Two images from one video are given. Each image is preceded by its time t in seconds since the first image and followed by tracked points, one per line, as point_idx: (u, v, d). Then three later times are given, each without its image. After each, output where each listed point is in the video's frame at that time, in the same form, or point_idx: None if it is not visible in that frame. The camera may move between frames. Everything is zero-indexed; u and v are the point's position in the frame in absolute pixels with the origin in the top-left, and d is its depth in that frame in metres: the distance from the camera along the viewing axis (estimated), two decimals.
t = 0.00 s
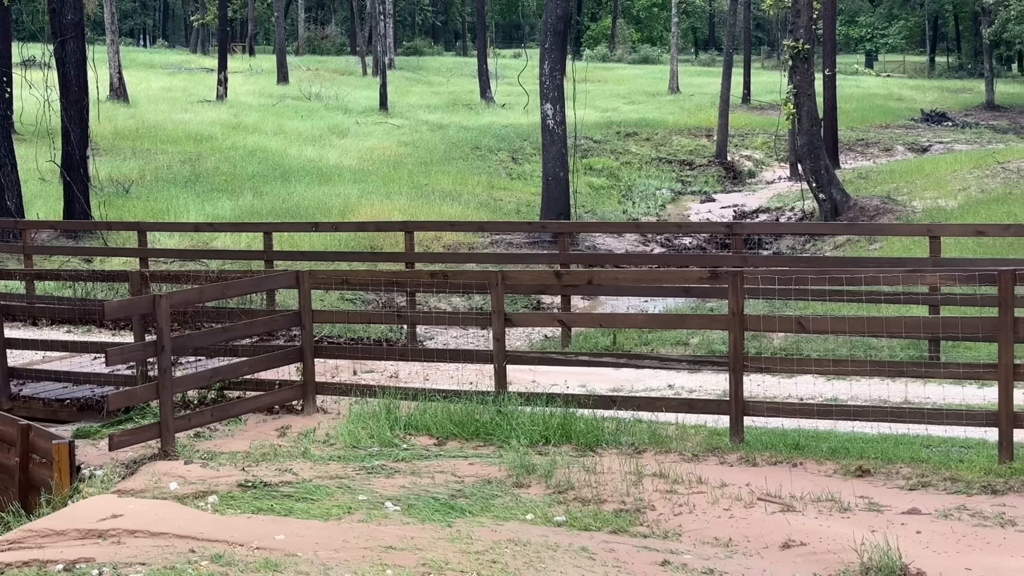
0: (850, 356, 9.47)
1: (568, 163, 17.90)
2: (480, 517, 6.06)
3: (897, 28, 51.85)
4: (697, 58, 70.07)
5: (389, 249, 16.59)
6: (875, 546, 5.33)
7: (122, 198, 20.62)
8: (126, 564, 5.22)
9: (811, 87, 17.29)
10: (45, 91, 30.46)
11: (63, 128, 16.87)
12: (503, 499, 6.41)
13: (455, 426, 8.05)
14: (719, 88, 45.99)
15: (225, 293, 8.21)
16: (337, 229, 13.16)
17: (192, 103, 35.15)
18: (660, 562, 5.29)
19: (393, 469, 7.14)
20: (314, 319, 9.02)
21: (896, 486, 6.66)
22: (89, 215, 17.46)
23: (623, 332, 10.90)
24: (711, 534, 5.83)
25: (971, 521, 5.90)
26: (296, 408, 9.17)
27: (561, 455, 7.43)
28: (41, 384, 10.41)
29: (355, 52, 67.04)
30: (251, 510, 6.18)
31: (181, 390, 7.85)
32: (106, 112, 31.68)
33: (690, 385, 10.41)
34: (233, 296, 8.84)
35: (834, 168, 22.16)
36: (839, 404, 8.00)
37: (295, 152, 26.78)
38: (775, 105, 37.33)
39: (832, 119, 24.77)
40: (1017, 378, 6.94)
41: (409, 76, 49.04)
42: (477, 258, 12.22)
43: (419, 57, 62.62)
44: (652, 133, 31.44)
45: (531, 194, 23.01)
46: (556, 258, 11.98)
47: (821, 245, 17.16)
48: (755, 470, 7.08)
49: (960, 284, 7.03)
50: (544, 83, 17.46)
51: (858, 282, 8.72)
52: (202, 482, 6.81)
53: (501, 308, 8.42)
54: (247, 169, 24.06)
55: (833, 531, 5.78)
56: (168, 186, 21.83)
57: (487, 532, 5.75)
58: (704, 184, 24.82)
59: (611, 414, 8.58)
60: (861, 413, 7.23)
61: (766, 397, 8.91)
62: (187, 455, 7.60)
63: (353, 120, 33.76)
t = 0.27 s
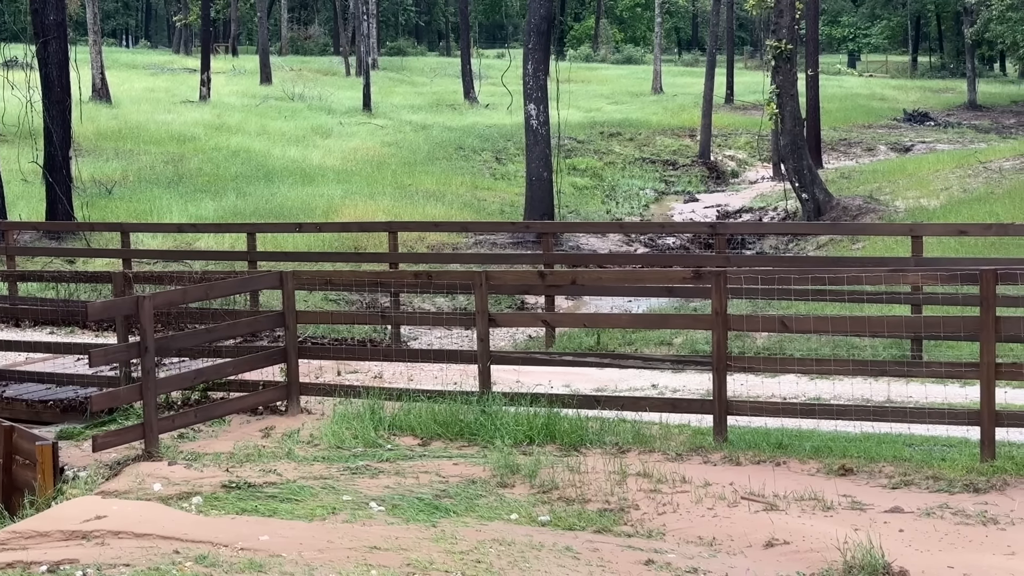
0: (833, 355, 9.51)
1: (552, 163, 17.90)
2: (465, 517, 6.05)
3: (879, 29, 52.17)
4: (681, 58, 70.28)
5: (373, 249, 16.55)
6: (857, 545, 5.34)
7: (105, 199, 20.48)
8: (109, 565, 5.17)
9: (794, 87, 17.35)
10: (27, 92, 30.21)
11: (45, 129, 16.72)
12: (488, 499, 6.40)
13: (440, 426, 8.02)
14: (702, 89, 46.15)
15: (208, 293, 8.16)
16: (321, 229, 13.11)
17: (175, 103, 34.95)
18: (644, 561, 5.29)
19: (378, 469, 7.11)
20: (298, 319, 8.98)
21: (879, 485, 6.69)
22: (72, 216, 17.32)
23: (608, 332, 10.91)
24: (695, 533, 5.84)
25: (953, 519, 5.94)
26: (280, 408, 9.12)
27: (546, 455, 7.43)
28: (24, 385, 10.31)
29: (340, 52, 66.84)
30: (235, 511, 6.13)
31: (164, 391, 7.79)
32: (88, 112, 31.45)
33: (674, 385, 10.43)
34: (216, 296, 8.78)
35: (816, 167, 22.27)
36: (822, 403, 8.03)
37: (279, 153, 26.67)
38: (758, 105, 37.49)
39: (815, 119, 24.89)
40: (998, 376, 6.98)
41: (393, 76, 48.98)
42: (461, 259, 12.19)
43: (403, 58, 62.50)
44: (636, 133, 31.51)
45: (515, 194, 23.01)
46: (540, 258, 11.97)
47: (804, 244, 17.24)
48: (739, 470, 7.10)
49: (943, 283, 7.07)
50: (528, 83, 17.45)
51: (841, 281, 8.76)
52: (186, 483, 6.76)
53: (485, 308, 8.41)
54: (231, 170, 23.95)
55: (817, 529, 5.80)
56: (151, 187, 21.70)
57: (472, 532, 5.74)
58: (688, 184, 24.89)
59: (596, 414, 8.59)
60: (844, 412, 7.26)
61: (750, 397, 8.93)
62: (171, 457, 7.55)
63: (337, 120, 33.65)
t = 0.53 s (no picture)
0: (809, 356, 9.56)
1: (529, 165, 17.89)
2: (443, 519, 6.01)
3: (856, 31, 52.62)
4: (658, 59, 70.55)
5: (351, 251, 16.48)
6: (833, 544, 5.36)
7: (82, 200, 20.27)
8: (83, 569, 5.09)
9: (770, 89, 17.44)
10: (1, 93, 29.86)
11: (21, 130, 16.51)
12: (466, 500, 6.37)
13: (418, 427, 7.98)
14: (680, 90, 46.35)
15: (185, 296, 8.08)
16: (299, 231, 13.02)
17: (152, 105, 34.65)
18: (621, 562, 5.28)
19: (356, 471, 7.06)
20: (275, 321, 8.91)
21: (856, 485, 6.72)
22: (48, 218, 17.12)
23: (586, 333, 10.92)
24: (672, 534, 5.84)
25: (929, 519, 5.97)
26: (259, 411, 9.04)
27: (524, 457, 7.42)
28: None
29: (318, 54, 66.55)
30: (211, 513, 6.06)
31: (142, 394, 7.70)
32: (64, 114, 31.12)
33: (652, 386, 10.45)
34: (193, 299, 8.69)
35: (793, 168, 22.41)
36: (798, 403, 8.08)
37: (256, 154, 26.51)
38: (735, 106, 37.70)
39: (792, 120, 25.06)
40: (972, 376, 7.05)
41: (371, 77, 48.87)
42: (438, 260, 12.16)
43: (381, 59, 62.31)
44: (614, 135, 31.59)
45: (493, 195, 23.00)
46: (518, 260, 11.96)
47: (781, 245, 17.34)
48: (716, 470, 7.11)
49: (918, 284, 7.13)
50: (506, 85, 17.42)
51: (817, 282, 8.81)
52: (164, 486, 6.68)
53: (463, 310, 8.38)
54: (208, 172, 23.78)
55: (793, 530, 5.82)
56: (128, 188, 21.49)
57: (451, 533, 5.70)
58: (666, 185, 24.98)
59: (574, 416, 8.59)
60: (820, 413, 7.30)
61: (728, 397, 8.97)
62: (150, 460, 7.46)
63: (314, 121, 33.49)
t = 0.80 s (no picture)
0: (777, 357, 9.61)
1: (498, 166, 17.85)
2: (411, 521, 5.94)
3: (823, 32, 53.12)
4: (628, 60, 70.74)
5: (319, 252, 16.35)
6: (802, 545, 5.37)
7: (46, 201, 19.94)
8: None
9: (738, 90, 17.52)
10: None
11: None
12: (434, 502, 6.31)
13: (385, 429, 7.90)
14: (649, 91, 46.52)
15: (151, 297, 7.94)
16: (267, 232, 12.87)
17: (118, 105, 34.18)
18: (590, 564, 5.26)
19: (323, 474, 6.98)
20: (242, 323, 8.79)
21: (824, 486, 6.76)
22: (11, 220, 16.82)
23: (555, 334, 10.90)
24: (641, 535, 5.84)
25: (896, 519, 6.02)
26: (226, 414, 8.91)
27: (492, 458, 7.37)
28: None
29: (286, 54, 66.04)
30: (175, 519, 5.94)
31: (107, 397, 7.55)
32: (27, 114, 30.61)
33: (620, 387, 10.47)
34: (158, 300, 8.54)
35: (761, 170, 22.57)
36: (766, 404, 8.12)
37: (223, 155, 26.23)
38: (704, 107, 37.91)
39: (760, 121, 25.22)
40: (939, 377, 7.12)
41: (340, 78, 48.57)
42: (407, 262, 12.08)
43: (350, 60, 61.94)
44: (583, 135, 31.62)
45: (462, 196, 22.93)
46: (487, 261, 11.91)
47: (750, 246, 17.44)
48: (685, 472, 7.12)
49: (884, 285, 7.19)
50: (474, 85, 17.36)
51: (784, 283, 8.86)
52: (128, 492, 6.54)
53: (431, 311, 8.32)
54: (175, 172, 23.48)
55: (762, 531, 5.83)
56: (92, 188, 21.17)
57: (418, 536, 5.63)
58: (634, 186, 25.05)
59: (543, 417, 8.56)
60: (788, 414, 7.34)
61: (696, 399, 8.98)
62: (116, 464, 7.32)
63: (282, 122, 33.21)
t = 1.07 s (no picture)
0: (748, 357, 9.66)
1: (469, 166, 17.80)
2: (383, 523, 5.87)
3: (793, 33, 53.52)
4: (600, 61, 70.90)
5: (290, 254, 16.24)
6: (772, 544, 5.39)
7: (14, 203, 19.64)
8: None
9: (709, 90, 17.58)
10: None
11: None
12: (406, 503, 6.25)
13: (357, 430, 7.82)
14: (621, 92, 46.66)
15: (121, 299, 7.83)
16: (238, 233, 12.74)
17: (87, 106, 33.76)
18: (562, 564, 5.25)
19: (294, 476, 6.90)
20: (214, 324, 8.69)
21: (794, 485, 6.81)
22: None
23: (527, 334, 10.90)
24: (612, 535, 5.84)
25: (866, 518, 6.07)
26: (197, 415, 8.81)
27: (464, 459, 7.34)
28: None
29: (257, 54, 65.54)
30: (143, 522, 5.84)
31: (78, 400, 7.43)
32: None
33: (592, 387, 10.50)
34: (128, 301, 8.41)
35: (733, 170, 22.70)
36: (738, 404, 8.15)
37: (194, 156, 25.98)
38: (675, 108, 38.07)
39: (731, 122, 25.36)
40: (909, 376, 7.17)
41: (311, 79, 48.31)
42: (378, 262, 12.02)
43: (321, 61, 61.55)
44: (555, 136, 31.64)
45: (433, 197, 22.86)
46: (459, 262, 11.87)
47: (721, 246, 17.54)
48: (656, 471, 7.14)
49: (855, 285, 7.24)
50: (445, 86, 17.29)
51: (755, 283, 8.90)
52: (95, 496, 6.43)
53: (403, 312, 8.26)
54: (145, 174, 23.22)
55: (732, 530, 5.86)
56: (60, 191, 20.90)
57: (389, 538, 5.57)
58: (606, 187, 25.10)
59: (514, 418, 8.55)
60: (759, 413, 7.37)
61: (667, 399, 9.01)
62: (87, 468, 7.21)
63: (253, 123, 32.95)
